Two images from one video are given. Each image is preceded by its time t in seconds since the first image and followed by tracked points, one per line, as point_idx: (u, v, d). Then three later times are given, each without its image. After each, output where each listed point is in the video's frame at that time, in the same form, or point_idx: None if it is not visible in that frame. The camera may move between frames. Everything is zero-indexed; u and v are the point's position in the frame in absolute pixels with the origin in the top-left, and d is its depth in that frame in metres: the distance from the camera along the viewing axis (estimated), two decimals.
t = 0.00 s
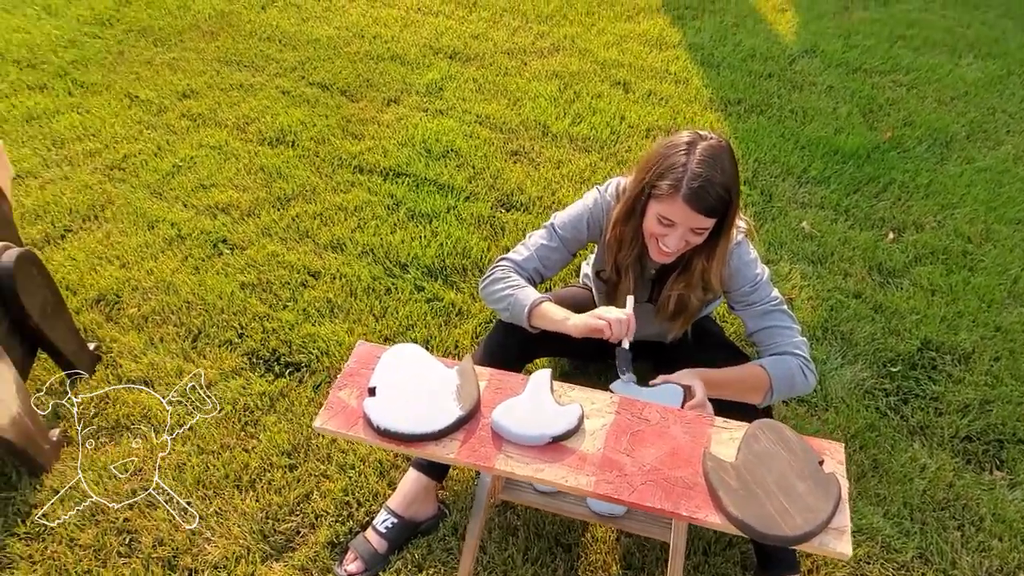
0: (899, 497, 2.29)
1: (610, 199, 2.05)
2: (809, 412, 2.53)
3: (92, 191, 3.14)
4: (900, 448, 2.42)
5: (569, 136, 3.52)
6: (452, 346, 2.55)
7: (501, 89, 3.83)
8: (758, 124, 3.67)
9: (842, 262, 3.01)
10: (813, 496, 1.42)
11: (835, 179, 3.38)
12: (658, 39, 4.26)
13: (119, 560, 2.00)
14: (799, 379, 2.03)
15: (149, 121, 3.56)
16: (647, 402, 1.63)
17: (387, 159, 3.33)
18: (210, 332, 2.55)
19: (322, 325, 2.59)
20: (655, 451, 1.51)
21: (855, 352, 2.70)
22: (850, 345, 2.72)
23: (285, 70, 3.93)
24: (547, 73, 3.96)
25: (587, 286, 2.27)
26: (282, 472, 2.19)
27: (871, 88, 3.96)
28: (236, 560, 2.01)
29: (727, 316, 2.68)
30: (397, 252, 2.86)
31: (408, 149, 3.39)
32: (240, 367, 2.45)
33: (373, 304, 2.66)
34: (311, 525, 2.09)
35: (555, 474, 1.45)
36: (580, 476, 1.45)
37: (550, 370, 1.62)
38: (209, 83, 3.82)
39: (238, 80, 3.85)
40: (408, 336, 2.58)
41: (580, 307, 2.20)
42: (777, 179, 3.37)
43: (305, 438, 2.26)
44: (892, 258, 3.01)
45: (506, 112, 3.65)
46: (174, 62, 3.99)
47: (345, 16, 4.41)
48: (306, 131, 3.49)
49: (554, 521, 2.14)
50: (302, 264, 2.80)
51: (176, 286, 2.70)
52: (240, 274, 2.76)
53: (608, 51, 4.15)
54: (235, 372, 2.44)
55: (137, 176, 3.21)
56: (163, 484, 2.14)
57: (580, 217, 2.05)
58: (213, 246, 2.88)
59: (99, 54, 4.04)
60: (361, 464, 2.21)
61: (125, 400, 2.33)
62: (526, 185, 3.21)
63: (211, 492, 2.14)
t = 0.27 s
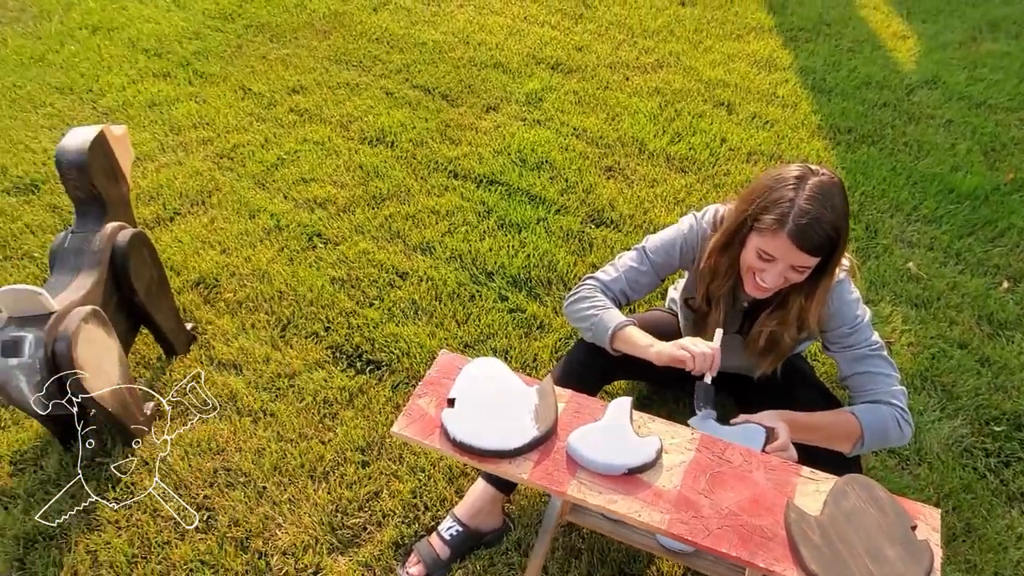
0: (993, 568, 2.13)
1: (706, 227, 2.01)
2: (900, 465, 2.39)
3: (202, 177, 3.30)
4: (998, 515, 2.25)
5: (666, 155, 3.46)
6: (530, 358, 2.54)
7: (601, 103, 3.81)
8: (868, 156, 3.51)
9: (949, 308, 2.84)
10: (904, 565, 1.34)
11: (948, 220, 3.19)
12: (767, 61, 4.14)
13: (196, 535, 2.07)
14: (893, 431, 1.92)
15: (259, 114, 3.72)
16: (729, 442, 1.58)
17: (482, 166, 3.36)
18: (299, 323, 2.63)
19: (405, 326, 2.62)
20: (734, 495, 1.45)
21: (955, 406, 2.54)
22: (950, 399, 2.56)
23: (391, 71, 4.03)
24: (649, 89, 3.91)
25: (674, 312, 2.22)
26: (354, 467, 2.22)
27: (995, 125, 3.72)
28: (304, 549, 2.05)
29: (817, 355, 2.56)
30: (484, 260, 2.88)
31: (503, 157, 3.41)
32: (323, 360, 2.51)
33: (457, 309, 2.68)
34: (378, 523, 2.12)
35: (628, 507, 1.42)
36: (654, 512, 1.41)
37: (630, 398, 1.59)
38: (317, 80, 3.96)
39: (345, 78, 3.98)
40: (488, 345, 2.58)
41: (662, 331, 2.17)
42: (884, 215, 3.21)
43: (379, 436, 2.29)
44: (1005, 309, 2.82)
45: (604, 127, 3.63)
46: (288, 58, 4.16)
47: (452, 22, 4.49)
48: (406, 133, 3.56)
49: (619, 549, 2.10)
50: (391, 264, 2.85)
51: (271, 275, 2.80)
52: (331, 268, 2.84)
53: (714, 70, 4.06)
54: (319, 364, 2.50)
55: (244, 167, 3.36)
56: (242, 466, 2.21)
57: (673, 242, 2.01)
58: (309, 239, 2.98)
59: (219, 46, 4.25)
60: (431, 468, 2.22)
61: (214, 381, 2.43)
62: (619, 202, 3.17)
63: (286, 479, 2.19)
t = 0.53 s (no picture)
0: None
1: (815, 260, 1.90)
2: (1006, 536, 2.20)
3: (314, 164, 3.43)
4: None
5: (777, 179, 3.33)
6: (614, 375, 2.49)
7: (713, 121, 3.71)
8: (1000, 198, 3.27)
9: None
10: None
11: None
12: (897, 89, 3.92)
13: (272, 509, 2.13)
14: (1001, 498, 1.77)
15: (373, 107, 3.83)
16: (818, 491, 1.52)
17: (584, 175, 3.33)
18: (390, 314, 2.68)
19: (492, 329, 2.63)
20: (817, 550, 1.41)
21: None
22: None
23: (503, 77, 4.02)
24: (765, 110, 3.79)
25: (770, 345, 2.13)
26: (428, 463, 2.24)
27: None
28: (372, 538, 2.08)
29: (922, 408, 2.40)
30: (577, 270, 2.85)
31: (606, 169, 3.37)
32: (409, 354, 2.55)
33: (545, 317, 2.67)
34: (445, 522, 2.12)
35: (703, 547, 1.40)
36: (729, 557, 1.39)
37: (715, 433, 1.55)
38: (431, 78, 4.04)
39: (458, 78, 4.04)
40: (573, 356, 2.55)
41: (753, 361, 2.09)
42: (1012, 264, 2.98)
43: (455, 435, 2.31)
44: None
45: (713, 145, 3.53)
46: (405, 54, 4.27)
47: (568, 29, 4.50)
48: (512, 136, 3.59)
49: None
50: (485, 266, 2.87)
51: (368, 265, 2.88)
52: (426, 264, 2.88)
53: (837, 95, 3.89)
54: (405, 357, 2.54)
55: (354, 157, 3.47)
56: (321, 448, 2.26)
57: (778, 273, 1.93)
58: (407, 234, 3.04)
59: (342, 39, 4.41)
60: (504, 474, 2.21)
61: (304, 363, 2.51)
62: (722, 224, 3.07)
63: (362, 465, 2.23)
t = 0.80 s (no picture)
0: None
1: (910, 293, 1.82)
2: None
3: (401, 163, 3.50)
4: None
5: (873, 205, 3.19)
6: (684, 396, 2.43)
7: (808, 140, 3.59)
8: None
9: None
10: None
11: None
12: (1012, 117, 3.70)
13: (335, 498, 2.17)
14: None
15: (463, 109, 3.89)
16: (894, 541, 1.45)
17: (669, 189, 3.28)
18: (463, 316, 2.71)
19: (564, 338, 2.61)
20: None
21: None
22: None
23: (595, 82, 4.08)
24: (865, 132, 3.64)
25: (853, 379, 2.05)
26: (489, 468, 2.23)
27: None
28: (429, 536, 2.09)
29: (1017, 460, 2.24)
30: (654, 285, 2.80)
31: (692, 184, 3.31)
32: (479, 356, 2.56)
33: (618, 331, 2.63)
34: (502, 528, 2.11)
35: None
36: None
37: (789, 467, 1.49)
38: (522, 83, 4.08)
39: (549, 85, 4.06)
40: (644, 373, 2.50)
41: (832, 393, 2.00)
42: None
43: (519, 442, 2.30)
44: None
45: (807, 165, 3.41)
46: (498, 58, 4.33)
47: (663, 40, 4.46)
48: (597, 146, 3.58)
49: None
50: (561, 274, 2.86)
51: (446, 265, 2.92)
52: (502, 268, 2.90)
53: (945, 120, 3.70)
54: (474, 359, 2.56)
55: (440, 157, 3.53)
56: (387, 443, 2.29)
57: (868, 304, 1.84)
58: (486, 237, 3.07)
59: (437, 41, 4.50)
60: (564, 486, 2.18)
61: (377, 357, 2.56)
62: (811, 248, 2.96)
63: (425, 463, 2.25)
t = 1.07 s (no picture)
0: None
1: (969, 313, 1.75)
2: None
3: (449, 167, 3.53)
4: None
5: (932, 220, 3.09)
6: (728, 410, 2.38)
7: (865, 152, 3.50)
8: None
9: None
10: None
11: None
12: None
13: (372, 499, 2.18)
14: None
15: (512, 114, 3.91)
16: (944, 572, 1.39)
17: (718, 199, 3.23)
18: (505, 321, 2.71)
19: (606, 347, 2.59)
20: None
21: None
22: None
23: (645, 89, 4.08)
24: (925, 144, 3.53)
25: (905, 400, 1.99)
26: (527, 475, 2.22)
27: None
28: (464, 541, 2.08)
29: None
30: (700, 296, 2.76)
31: (742, 194, 3.25)
32: (520, 363, 2.56)
33: (661, 341, 2.60)
34: (537, 537, 2.09)
35: None
36: None
37: (835, 490, 1.44)
38: (572, 90, 4.10)
39: (599, 92, 4.07)
40: (687, 386, 2.46)
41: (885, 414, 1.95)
42: None
43: (557, 450, 2.28)
44: None
45: (863, 178, 3.32)
46: (549, 64, 4.36)
47: (717, 48, 4.43)
48: (646, 154, 3.56)
49: None
50: (605, 282, 2.84)
51: (490, 270, 2.93)
52: (546, 275, 2.89)
53: (1011, 134, 3.58)
54: (515, 365, 2.55)
55: (488, 162, 3.55)
56: (425, 445, 2.30)
57: (924, 323, 1.78)
58: (531, 243, 3.08)
59: (489, 46, 4.54)
60: (601, 497, 2.16)
61: (419, 360, 2.58)
62: (865, 263, 2.88)
63: (462, 467, 2.25)
